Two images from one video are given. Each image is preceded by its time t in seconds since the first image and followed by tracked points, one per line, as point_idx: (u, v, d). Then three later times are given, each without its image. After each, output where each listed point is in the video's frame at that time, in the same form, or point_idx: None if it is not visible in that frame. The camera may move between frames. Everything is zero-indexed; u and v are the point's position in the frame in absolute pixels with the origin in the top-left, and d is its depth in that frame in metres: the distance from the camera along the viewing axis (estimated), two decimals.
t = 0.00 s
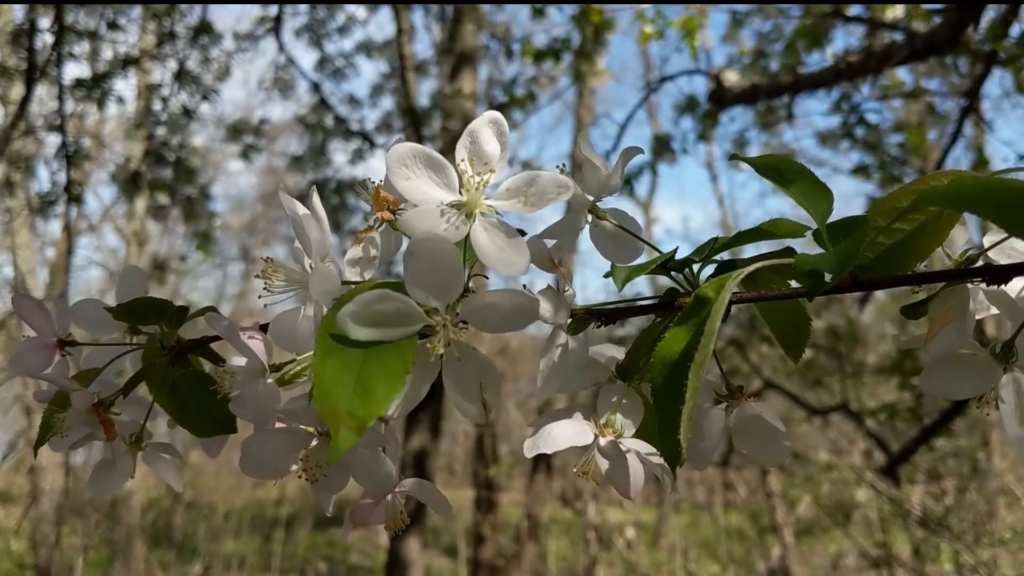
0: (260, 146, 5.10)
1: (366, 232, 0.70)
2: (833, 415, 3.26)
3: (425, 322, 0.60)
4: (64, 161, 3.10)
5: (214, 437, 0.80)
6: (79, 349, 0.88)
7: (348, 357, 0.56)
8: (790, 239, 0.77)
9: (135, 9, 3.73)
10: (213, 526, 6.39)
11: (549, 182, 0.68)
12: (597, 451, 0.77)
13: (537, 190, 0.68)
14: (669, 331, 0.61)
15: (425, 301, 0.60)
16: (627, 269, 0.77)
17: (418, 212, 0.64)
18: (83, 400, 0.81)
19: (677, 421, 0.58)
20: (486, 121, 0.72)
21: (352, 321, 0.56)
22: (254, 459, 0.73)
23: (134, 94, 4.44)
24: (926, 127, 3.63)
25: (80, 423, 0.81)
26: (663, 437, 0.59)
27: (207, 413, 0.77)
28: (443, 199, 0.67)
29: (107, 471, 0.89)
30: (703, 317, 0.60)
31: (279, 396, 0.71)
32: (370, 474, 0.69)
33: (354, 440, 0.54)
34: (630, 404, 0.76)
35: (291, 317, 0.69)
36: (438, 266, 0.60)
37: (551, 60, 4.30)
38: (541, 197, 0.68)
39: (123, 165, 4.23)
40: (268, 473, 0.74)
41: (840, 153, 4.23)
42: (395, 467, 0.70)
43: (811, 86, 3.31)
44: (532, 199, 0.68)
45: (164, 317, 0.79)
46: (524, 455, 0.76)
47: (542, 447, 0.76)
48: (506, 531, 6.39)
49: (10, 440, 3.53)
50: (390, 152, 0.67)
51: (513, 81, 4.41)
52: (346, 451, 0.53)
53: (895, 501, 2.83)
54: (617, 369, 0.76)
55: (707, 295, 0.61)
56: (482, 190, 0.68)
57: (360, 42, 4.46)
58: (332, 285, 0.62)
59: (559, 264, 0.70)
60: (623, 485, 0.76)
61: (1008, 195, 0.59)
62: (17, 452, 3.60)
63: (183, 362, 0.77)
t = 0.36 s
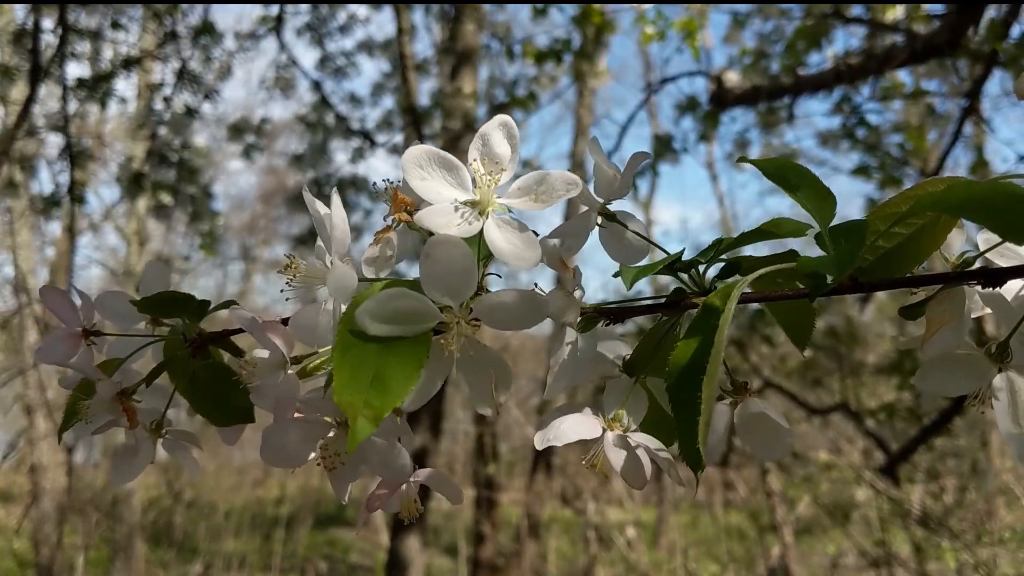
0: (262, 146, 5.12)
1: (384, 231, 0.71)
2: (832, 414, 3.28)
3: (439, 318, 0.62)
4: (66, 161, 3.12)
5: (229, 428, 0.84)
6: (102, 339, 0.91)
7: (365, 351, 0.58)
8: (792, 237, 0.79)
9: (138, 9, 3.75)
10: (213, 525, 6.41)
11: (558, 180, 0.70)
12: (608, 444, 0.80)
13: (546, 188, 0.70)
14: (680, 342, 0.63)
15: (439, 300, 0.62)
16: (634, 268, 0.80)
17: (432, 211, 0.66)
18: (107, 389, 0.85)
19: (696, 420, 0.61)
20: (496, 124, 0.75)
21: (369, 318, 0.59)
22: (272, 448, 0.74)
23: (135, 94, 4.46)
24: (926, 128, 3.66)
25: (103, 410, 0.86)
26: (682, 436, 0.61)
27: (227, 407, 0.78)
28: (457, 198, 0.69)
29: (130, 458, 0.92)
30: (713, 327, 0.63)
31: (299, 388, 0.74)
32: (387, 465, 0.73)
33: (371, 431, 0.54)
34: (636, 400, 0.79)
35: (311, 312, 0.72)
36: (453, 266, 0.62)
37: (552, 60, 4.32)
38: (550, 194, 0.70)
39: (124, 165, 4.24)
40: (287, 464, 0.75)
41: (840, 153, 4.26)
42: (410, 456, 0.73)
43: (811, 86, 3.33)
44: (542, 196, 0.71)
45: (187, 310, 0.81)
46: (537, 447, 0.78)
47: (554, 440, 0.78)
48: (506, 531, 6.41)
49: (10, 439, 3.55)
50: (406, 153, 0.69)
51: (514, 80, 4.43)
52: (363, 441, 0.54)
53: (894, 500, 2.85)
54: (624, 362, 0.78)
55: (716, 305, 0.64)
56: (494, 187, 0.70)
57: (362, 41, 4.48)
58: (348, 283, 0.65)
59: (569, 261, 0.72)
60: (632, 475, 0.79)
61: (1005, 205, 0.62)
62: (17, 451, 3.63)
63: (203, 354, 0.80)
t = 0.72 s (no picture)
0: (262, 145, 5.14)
1: (399, 243, 0.73)
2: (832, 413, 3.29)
3: (457, 328, 0.64)
4: (67, 161, 3.13)
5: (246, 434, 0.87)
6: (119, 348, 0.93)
7: (385, 361, 0.60)
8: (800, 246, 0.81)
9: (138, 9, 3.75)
10: (213, 524, 6.42)
11: (572, 195, 0.72)
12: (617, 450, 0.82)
13: (561, 203, 0.72)
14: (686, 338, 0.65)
15: (456, 308, 0.63)
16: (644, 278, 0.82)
17: (449, 224, 0.68)
18: (128, 397, 0.88)
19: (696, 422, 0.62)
20: (511, 139, 0.76)
21: (389, 326, 0.60)
22: (294, 455, 0.78)
23: (136, 93, 4.47)
24: (926, 127, 3.67)
25: (123, 418, 0.88)
26: (682, 435, 0.63)
27: (240, 413, 0.81)
28: (473, 211, 0.71)
29: (148, 464, 0.94)
30: (719, 325, 0.64)
31: (317, 396, 0.76)
32: (403, 470, 0.74)
33: (392, 439, 0.58)
34: (646, 405, 0.81)
35: (329, 321, 0.73)
36: (469, 274, 0.63)
37: (553, 60, 4.33)
38: (563, 208, 0.72)
39: (125, 165, 4.25)
40: (307, 469, 0.79)
41: (840, 153, 4.27)
42: (426, 460, 0.75)
43: (812, 87, 3.34)
44: (555, 210, 0.72)
45: (203, 318, 0.84)
46: (551, 453, 0.81)
47: (565, 446, 0.81)
48: (507, 530, 6.43)
49: (10, 439, 3.56)
50: (423, 167, 0.71)
51: (514, 80, 4.45)
52: (385, 448, 0.57)
53: (894, 499, 2.86)
54: (635, 370, 0.80)
55: (723, 305, 0.65)
56: (509, 203, 0.71)
57: (362, 41, 4.49)
58: (367, 294, 0.66)
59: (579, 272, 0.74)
60: (643, 479, 0.81)
61: (1007, 214, 0.63)
62: (18, 451, 3.64)
63: (219, 361, 0.82)
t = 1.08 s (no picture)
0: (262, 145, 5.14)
1: (403, 242, 0.73)
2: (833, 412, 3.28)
3: (464, 326, 0.64)
4: (67, 161, 3.13)
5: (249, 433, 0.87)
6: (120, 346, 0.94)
7: (395, 359, 0.59)
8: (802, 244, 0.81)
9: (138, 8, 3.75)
10: (213, 523, 6.43)
11: (578, 195, 0.72)
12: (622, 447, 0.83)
13: (566, 203, 0.72)
14: (689, 334, 0.65)
15: (464, 307, 0.64)
16: (648, 276, 0.81)
17: (455, 225, 0.68)
18: (132, 396, 0.87)
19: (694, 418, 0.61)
20: (516, 139, 0.76)
21: (398, 326, 0.60)
22: (300, 456, 0.78)
23: (135, 93, 4.47)
24: (925, 127, 3.67)
25: (126, 416, 0.87)
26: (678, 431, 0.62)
27: (244, 411, 0.81)
28: (479, 211, 0.71)
29: (150, 464, 0.94)
30: (722, 320, 0.64)
31: (323, 397, 0.75)
32: (409, 468, 0.74)
33: (404, 436, 0.57)
34: (651, 404, 0.81)
35: (334, 320, 0.74)
36: (476, 276, 0.64)
37: (553, 60, 4.33)
38: (569, 209, 0.72)
39: (125, 165, 4.24)
40: (315, 469, 0.79)
41: (839, 152, 4.27)
42: (431, 459, 0.75)
43: (813, 87, 3.34)
44: (561, 210, 0.73)
45: (206, 317, 0.84)
46: (555, 453, 0.80)
47: (571, 444, 0.80)
48: (506, 529, 6.43)
49: (11, 438, 3.56)
50: (430, 168, 0.71)
51: (514, 80, 4.45)
52: (397, 446, 0.56)
53: (894, 498, 2.86)
54: (639, 368, 0.80)
55: (726, 300, 0.66)
56: (516, 203, 0.72)
57: (362, 41, 4.49)
58: (376, 294, 0.66)
59: (584, 272, 0.73)
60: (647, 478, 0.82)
61: (1010, 213, 0.63)
62: (18, 450, 3.64)
63: (223, 360, 0.82)
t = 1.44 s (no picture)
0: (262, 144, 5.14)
1: (401, 235, 0.73)
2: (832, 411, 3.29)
3: (458, 320, 0.64)
4: (67, 160, 3.13)
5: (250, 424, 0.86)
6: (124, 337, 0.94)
7: (387, 351, 0.60)
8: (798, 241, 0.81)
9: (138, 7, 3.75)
10: (213, 522, 6.43)
11: (578, 193, 0.73)
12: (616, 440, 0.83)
13: (565, 200, 0.73)
14: (679, 329, 0.65)
15: (459, 301, 0.63)
16: (643, 272, 0.82)
17: (455, 219, 0.69)
18: (133, 385, 0.88)
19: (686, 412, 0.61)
20: (519, 137, 0.77)
21: (393, 316, 0.60)
22: (296, 446, 0.79)
23: (135, 92, 4.46)
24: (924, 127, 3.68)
25: (127, 405, 0.88)
26: (671, 421, 0.62)
27: (241, 399, 0.81)
28: (478, 206, 0.71)
29: (148, 453, 0.95)
30: (712, 316, 0.64)
31: (320, 386, 0.76)
32: (404, 460, 0.75)
33: (394, 425, 0.58)
34: (645, 397, 0.81)
35: (331, 313, 0.74)
36: (473, 271, 0.64)
37: (552, 59, 4.34)
38: (568, 206, 0.73)
39: (125, 163, 4.24)
40: (310, 458, 0.80)
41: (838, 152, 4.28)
42: (426, 452, 0.75)
43: (811, 86, 3.32)
44: (560, 208, 0.73)
45: (209, 310, 0.85)
46: (552, 446, 0.80)
47: (567, 438, 0.81)
48: (506, 528, 6.44)
49: (10, 437, 3.56)
50: (432, 161, 0.71)
51: (513, 79, 4.46)
52: (387, 434, 0.57)
53: (893, 497, 2.87)
54: (634, 361, 0.81)
55: (717, 295, 0.66)
56: (516, 199, 0.72)
57: (362, 40, 4.50)
58: (371, 286, 0.66)
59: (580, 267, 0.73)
60: (643, 470, 0.81)
61: (1003, 211, 0.64)
62: (18, 449, 3.65)
63: (224, 352, 0.83)
